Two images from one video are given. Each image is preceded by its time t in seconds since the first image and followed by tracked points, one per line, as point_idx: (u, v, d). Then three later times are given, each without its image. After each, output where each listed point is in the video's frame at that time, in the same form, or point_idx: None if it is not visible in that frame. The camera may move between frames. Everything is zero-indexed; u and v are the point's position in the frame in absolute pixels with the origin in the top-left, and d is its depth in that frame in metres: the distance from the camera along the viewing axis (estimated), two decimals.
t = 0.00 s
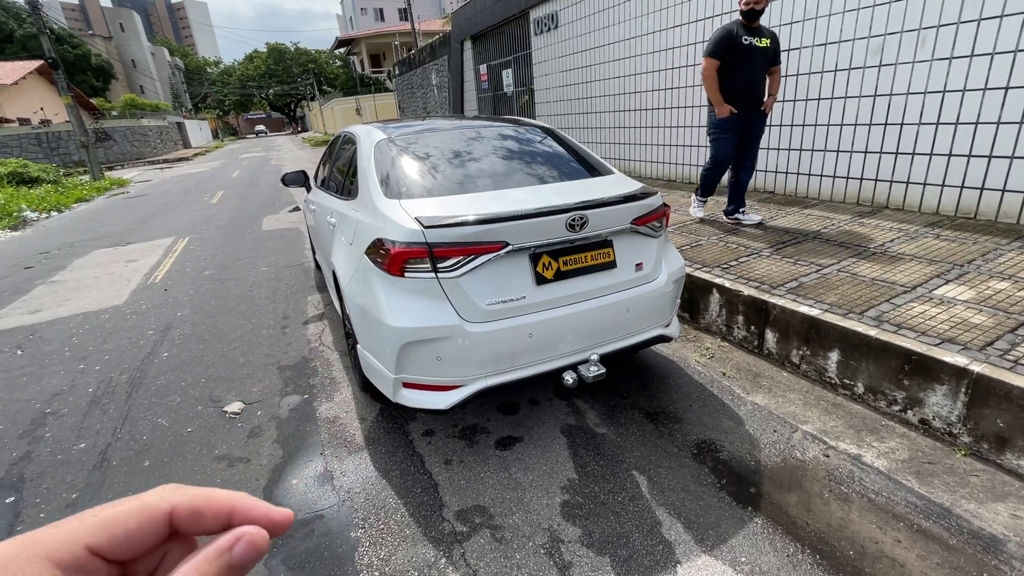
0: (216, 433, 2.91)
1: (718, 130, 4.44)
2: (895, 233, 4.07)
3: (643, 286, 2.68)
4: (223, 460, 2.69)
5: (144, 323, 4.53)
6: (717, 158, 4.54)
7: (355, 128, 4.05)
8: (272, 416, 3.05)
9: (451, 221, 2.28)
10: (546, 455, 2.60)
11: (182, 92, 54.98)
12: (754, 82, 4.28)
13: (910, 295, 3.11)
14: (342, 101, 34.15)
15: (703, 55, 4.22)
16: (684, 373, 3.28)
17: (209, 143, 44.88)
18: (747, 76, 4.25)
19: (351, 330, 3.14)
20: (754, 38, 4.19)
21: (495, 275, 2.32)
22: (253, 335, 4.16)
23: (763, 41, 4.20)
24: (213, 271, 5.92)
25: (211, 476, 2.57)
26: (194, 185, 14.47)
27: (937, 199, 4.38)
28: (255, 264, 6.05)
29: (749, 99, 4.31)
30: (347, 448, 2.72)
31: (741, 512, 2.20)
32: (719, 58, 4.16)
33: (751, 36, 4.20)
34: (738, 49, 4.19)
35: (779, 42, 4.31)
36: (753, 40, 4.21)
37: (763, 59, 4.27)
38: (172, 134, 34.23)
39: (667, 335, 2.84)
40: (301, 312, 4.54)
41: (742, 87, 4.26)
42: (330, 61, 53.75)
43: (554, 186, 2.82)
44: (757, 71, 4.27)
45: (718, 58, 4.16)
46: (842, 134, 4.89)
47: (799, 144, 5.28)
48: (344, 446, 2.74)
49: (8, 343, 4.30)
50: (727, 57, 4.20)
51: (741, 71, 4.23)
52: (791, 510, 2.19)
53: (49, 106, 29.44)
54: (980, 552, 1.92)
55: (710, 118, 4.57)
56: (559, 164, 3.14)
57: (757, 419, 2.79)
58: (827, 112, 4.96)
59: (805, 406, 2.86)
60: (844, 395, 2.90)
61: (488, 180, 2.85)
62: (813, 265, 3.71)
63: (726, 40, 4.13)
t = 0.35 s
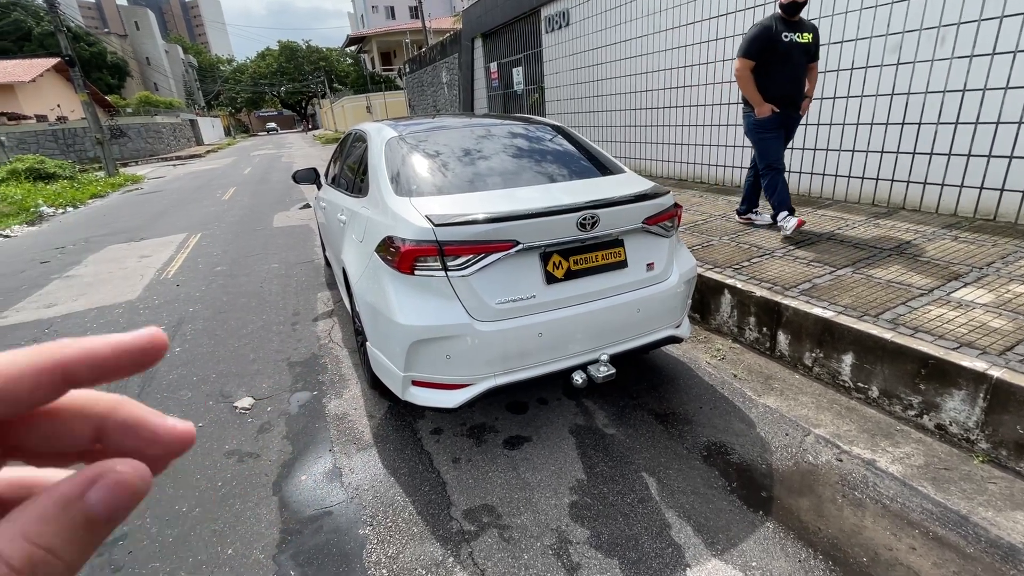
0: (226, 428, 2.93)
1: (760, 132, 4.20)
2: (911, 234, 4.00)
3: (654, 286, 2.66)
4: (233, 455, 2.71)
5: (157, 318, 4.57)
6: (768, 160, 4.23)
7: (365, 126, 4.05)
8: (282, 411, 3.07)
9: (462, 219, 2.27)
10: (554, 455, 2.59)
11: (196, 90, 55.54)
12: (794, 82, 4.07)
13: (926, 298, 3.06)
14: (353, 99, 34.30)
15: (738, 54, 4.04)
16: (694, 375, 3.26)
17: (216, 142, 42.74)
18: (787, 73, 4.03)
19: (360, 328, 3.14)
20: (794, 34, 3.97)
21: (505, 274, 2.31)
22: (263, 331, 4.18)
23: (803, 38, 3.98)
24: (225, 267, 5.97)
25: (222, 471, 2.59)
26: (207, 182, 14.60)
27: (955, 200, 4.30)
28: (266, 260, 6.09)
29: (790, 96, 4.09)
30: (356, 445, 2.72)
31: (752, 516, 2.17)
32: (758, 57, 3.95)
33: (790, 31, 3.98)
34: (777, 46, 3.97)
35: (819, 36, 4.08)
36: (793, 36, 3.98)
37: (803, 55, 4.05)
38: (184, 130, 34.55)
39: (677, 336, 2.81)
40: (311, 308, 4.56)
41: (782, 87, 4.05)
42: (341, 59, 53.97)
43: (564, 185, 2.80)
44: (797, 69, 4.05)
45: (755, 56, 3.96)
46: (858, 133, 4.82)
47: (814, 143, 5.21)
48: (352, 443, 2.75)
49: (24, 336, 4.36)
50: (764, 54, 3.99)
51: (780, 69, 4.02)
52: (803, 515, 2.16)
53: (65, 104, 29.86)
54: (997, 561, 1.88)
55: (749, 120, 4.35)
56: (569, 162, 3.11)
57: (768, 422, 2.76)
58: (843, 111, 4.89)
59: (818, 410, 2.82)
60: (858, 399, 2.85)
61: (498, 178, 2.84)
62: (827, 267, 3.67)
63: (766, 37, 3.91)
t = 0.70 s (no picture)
0: (237, 423, 2.94)
1: (813, 133, 3.76)
2: (933, 235, 3.91)
3: (669, 286, 2.62)
4: (244, 449, 2.71)
5: (170, 312, 4.60)
6: (814, 167, 3.87)
7: (377, 123, 4.04)
8: (292, 407, 3.07)
9: (475, 216, 2.25)
10: (565, 455, 2.56)
11: (211, 87, 56.11)
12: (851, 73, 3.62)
13: (948, 300, 2.98)
14: (366, 97, 34.45)
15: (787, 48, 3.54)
16: (708, 376, 3.21)
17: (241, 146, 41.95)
18: (843, 65, 3.58)
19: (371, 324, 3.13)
20: (845, 22, 3.54)
21: (517, 271, 2.28)
22: (275, 326, 4.19)
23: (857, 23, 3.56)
24: (238, 262, 6.00)
25: (233, 465, 2.59)
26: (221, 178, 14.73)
27: (978, 201, 4.20)
28: (278, 256, 6.12)
29: (848, 90, 3.64)
30: (366, 442, 2.71)
31: (768, 521, 2.13)
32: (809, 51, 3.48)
33: (841, 20, 3.54)
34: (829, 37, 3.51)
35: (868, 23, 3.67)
36: (844, 23, 3.55)
37: (857, 44, 3.62)
38: (199, 127, 34.92)
39: (691, 336, 2.76)
40: (322, 304, 4.57)
41: (839, 80, 3.59)
42: (354, 57, 54.21)
43: (577, 182, 2.76)
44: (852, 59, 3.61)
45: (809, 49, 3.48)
46: (879, 132, 4.72)
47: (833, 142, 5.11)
48: (362, 439, 2.74)
49: (41, 329, 4.41)
50: (817, 46, 3.52)
51: (835, 61, 3.56)
52: (820, 521, 2.11)
53: (83, 100, 30.29)
54: None
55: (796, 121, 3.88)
56: (581, 160, 3.08)
57: (784, 425, 2.71)
58: (863, 109, 4.79)
59: (835, 413, 2.76)
60: (877, 403, 2.79)
61: (510, 176, 2.81)
62: (846, 268, 3.59)
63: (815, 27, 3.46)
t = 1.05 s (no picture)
0: (245, 419, 2.95)
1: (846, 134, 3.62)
2: (950, 237, 3.84)
3: (679, 286, 2.59)
4: (252, 445, 2.72)
5: (181, 308, 4.63)
6: (838, 172, 3.78)
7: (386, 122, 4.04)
8: (300, 403, 3.07)
9: (483, 214, 2.23)
10: (572, 456, 2.54)
11: (224, 86, 56.59)
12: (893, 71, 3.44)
13: (965, 304, 2.92)
14: (376, 96, 34.57)
15: (833, 39, 3.32)
16: (718, 378, 3.17)
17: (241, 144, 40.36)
18: (886, 60, 3.42)
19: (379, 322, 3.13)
20: (897, 13, 3.34)
21: (525, 270, 2.26)
22: (284, 323, 4.20)
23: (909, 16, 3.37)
24: (248, 260, 6.03)
25: (241, 461, 2.60)
26: (232, 176, 14.84)
27: (997, 202, 4.12)
28: (288, 254, 6.14)
29: (889, 88, 3.47)
30: (373, 440, 2.71)
31: (779, 526, 2.09)
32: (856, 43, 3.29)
33: (892, 11, 3.34)
34: (877, 29, 3.32)
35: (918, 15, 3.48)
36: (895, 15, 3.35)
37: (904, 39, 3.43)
38: (212, 126, 35.23)
39: (701, 338, 2.73)
40: (331, 302, 4.58)
41: (880, 78, 3.42)
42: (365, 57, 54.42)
43: (587, 181, 2.74)
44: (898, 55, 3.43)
45: (855, 43, 3.28)
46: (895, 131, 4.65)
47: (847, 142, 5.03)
48: (369, 437, 2.73)
49: (55, 324, 4.46)
50: (862, 39, 3.34)
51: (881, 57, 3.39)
52: (833, 527, 2.07)
53: (99, 100, 30.70)
54: None
55: (829, 119, 3.73)
56: (591, 159, 3.05)
57: (796, 428, 2.66)
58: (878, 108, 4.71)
59: (848, 417, 2.72)
60: (891, 408, 2.74)
61: (519, 174, 2.79)
62: (860, 269, 3.54)
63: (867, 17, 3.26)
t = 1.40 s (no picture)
0: (251, 417, 2.97)
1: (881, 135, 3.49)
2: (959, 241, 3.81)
3: (683, 288, 2.59)
4: (258, 443, 2.74)
5: (189, 307, 4.68)
6: (868, 176, 3.70)
7: (394, 124, 4.06)
8: (306, 402, 3.10)
9: (488, 215, 2.25)
10: (575, 457, 2.55)
11: (233, 88, 57.05)
12: (944, 74, 3.25)
13: (973, 308, 2.91)
14: (384, 98, 34.74)
15: (873, 37, 3.25)
16: (722, 380, 3.17)
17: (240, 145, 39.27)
18: (936, 62, 3.23)
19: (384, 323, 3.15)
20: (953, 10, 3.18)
21: (530, 271, 2.28)
22: (291, 323, 4.24)
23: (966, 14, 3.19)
24: (255, 260, 6.08)
25: (247, 459, 2.62)
26: (241, 177, 14.95)
27: (1007, 206, 4.09)
28: (295, 254, 6.18)
29: (939, 92, 3.27)
30: (378, 439, 2.73)
31: (783, 530, 2.09)
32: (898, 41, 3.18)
33: (947, 7, 3.18)
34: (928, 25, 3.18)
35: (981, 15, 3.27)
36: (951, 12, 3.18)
37: (961, 39, 3.24)
38: (221, 127, 35.51)
39: (706, 340, 2.73)
40: (337, 302, 4.61)
41: (928, 80, 3.25)
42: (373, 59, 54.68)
43: (592, 183, 2.75)
44: (951, 56, 3.24)
45: (897, 41, 3.18)
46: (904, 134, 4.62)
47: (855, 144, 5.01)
48: (374, 436, 2.75)
49: (65, 321, 4.51)
50: (907, 37, 3.22)
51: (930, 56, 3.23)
52: (837, 531, 2.07)
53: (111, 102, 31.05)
54: None
55: (869, 121, 3.59)
56: (597, 161, 3.06)
57: (801, 432, 2.66)
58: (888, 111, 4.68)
59: (854, 421, 2.71)
60: (897, 412, 2.73)
61: (525, 176, 2.80)
62: (866, 273, 3.52)
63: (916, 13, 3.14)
